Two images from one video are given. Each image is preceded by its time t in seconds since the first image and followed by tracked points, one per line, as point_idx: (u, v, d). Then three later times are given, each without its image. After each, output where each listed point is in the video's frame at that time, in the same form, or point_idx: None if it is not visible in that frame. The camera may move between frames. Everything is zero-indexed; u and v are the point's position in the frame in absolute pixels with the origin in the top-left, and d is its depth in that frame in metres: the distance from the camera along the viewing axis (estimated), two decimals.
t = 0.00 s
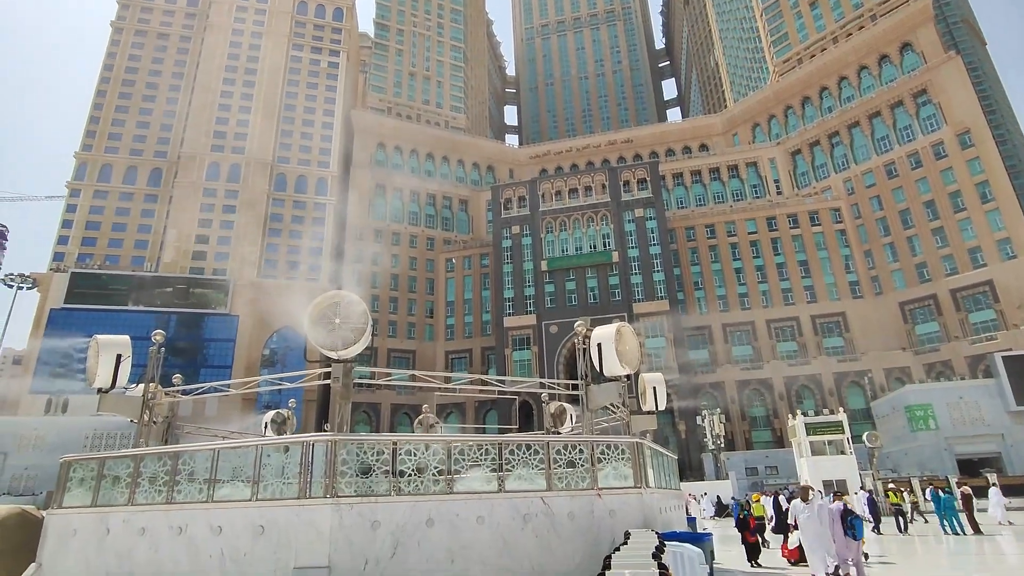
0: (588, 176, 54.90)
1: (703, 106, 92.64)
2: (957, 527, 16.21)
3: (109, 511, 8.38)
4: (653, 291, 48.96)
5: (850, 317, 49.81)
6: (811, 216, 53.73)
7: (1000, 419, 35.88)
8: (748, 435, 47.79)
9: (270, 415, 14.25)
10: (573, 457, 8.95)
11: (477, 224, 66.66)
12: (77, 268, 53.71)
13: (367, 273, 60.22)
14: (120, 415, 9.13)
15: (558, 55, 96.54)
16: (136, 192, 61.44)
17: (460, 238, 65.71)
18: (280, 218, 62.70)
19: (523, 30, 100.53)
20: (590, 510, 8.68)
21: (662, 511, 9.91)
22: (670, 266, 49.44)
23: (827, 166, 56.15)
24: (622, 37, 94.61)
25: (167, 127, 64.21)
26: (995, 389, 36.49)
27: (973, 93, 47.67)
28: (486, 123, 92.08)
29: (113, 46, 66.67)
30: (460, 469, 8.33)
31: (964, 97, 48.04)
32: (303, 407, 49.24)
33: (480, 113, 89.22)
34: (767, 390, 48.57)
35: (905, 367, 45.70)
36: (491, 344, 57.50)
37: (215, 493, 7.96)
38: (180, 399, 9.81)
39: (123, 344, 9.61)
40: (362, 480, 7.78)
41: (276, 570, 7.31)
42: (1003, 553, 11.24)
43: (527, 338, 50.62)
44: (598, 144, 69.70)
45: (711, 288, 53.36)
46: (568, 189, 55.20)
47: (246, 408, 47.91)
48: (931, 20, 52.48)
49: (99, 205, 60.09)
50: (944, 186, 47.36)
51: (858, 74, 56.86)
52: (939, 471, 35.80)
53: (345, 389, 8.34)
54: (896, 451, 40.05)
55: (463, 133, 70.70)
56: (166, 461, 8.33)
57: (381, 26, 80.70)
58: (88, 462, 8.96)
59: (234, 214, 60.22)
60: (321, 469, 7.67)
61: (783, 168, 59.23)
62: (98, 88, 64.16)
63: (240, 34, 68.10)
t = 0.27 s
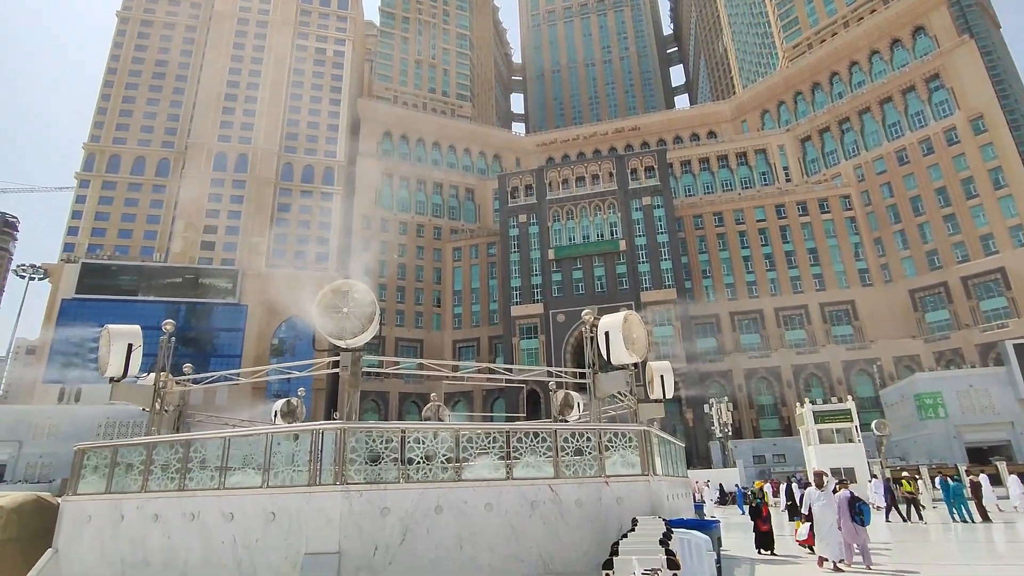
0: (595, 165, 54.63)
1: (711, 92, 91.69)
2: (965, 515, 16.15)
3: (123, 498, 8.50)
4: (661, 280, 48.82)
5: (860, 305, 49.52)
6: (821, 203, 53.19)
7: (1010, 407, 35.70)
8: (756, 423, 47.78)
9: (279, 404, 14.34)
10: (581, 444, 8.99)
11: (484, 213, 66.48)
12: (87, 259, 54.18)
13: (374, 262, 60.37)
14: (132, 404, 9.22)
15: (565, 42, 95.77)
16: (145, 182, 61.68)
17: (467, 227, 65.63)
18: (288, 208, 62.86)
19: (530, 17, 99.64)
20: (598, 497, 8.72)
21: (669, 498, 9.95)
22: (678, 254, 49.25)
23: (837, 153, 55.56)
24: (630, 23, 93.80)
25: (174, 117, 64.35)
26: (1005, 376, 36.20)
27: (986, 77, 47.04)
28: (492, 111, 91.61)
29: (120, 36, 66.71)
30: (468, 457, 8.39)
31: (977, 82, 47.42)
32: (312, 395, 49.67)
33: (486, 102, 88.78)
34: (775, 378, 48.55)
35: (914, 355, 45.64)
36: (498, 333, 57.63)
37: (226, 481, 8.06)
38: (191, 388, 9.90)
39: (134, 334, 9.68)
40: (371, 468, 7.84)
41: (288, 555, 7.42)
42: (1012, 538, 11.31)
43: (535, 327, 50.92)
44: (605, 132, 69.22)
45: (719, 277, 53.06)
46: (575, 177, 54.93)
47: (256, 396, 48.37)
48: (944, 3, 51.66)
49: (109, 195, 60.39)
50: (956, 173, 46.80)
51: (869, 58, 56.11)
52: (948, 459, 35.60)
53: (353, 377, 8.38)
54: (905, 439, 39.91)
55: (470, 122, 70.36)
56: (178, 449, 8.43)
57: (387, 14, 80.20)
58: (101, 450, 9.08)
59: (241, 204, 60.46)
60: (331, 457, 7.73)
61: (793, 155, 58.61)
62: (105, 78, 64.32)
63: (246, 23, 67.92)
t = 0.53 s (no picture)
0: (603, 153, 54.35)
1: (721, 79, 90.70)
2: (976, 503, 16.07)
3: (136, 486, 8.61)
4: (669, 268, 48.62)
5: (870, 294, 49.16)
6: (831, 190, 52.41)
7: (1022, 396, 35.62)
8: (764, 412, 47.70)
9: (289, 393, 14.45)
10: (588, 433, 9.02)
11: (491, 202, 66.35)
12: (98, 250, 54.65)
13: (382, 252, 60.51)
14: (144, 393, 9.32)
15: (572, 29, 95.02)
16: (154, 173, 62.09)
17: (474, 216, 65.48)
18: (295, 199, 63.04)
19: (536, 4, 98.82)
20: (605, 485, 8.78)
21: (678, 486, 9.98)
22: (686, 243, 48.99)
23: (848, 140, 54.90)
24: (637, 10, 92.99)
25: (182, 109, 64.52)
26: (1017, 366, 36.03)
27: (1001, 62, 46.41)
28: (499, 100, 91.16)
29: (127, 27, 66.88)
30: (477, 445, 8.43)
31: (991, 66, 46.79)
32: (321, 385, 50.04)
33: (493, 90, 88.33)
34: (783, 367, 48.40)
35: (924, 344, 45.28)
36: (506, 323, 57.68)
37: (238, 469, 8.15)
38: (203, 378, 9.99)
39: (144, 324, 9.74)
40: (380, 456, 7.89)
41: (299, 542, 7.50)
42: None
43: (542, 316, 50.90)
44: (613, 120, 68.71)
45: (727, 265, 52.71)
46: (582, 166, 54.65)
47: (266, 386, 48.82)
48: None
49: (118, 187, 60.81)
50: (968, 159, 46.28)
51: (881, 44, 55.43)
52: (958, 448, 35.39)
53: (362, 367, 8.43)
54: (915, 429, 39.72)
55: (477, 111, 70.04)
56: (189, 438, 8.52)
57: (393, 2, 79.83)
58: (115, 439, 9.20)
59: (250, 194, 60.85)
60: (341, 446, 7.79)
61: (803, 143, 57.96)
62: (113, 70, 64.63)
63: (252, 13, 67.89)
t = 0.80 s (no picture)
0: (611, 143, 54.03)
1: (730, 67, 89.79)
2: (986, 494, 16.02)
3: (150, 475, 8.73)
4: (677, 258, 48.43)
5: (880, 284, 48.77)
6: (842, 180, 51.77)
7: None
8: (773, 402, 47.61)
9: (300, 382, 14.54)
10: (597, 423, 9.02)
11: (499, 193, 66.28)
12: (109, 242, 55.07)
13: (390, 244, 60.68)
14: (156, 384, 9.41)
15: (580, 18, 94.25)
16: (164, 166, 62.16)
17: (482, 207, 65.42)
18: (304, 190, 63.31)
19: None
20: (613, 475, 8.80)
21: (685, 476, 10.01)
22: (695, 233, 48.78)
23: (859, 128, 54.29)
24: None
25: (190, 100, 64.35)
26: None
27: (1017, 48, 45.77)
28: (507, 90, 90.79)
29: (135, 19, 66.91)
30: (485, 435, 8.46)
31: (1007, 52, 46.17)
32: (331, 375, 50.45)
33: (500, 80, 87.90)
34: (793, 357, 48.25)
35: (936, 334, 44.95)
36: (514, 313, 57.76)
37: (249, 458, 8.22)
38: (214, 369, 10.08)
39: (156, 315, 9.80)
40: (390, 446, 7.95)
41: (310, 530, 7.57)
42: None
43: (551, 307, 51.16)
44: (621, 109, 68.22)
45: (736, 255, 52.38)
46: (590, 156, 54.36)
47: (278, 376, 49.38)
48: None
49: (128, 179, 60.94)
50: (983, 147, 45.69)
51: (894, 30, 54.77)
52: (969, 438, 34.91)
53: (371, 357, 8.45)
54: (926, 419, 39.53)
55: (484, 101, 69.79)
56: (202, 427, 8.62)
57: None
58: (128, 428, 9.32)
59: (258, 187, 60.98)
60: (350, 436, 7.84)
61: (813, 131, 57.28)
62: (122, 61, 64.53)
63: (260, 4, 67.81)
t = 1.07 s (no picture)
0: (622, 133, 53.64)
1: (742, 55, 88.73)
2: (1002, 485, 15.80)
3: (167, 464, 8.87)
4: (689, 248, 48.20)
5: (895, 273, 48.24)
6: (856, 167, 51.16)
7: None
8: (786, 392, 47.44)
9: (312, 372, 14.65)
10: (608, 413, 9.03)
11: (509, 183, 66.14)
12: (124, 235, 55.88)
13: (400, 235, 60.85)
14: (172, 374, 9.52)
15: (590, 6, 93.39)
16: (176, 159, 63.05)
17: (492, 198, 65.30)
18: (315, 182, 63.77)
19: None
20: (625, 464, 8.81)
21: (697, 466, 10.01)
22: (706, 222, 48.53)
23: (874, 115, 53.56)
24: None
25: (201, 95, 65.23)
26: None
27: None
28: (516, 80, 90.34)
29: (146, 13, 67.34)
30: (497, 425, 8.50)
31: None
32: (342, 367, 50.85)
33: (509, 70, 87.46)
34: (805, 347, 47.99)
35: (952, 324, 44.52)
36: (525, 304, 57.78)
37: (263, 448, 8.31)
38: (228, 359, 10.17)
39: (170, 307, 9.90)
40: (402, 436, 7.99)
41: (324, 519, 7.66)
42: None
43: (561, 297, 50.94)
44: (632, 98, 67.66)
45: (748, 245, 51.98)
46: (601, 147, 54.21)
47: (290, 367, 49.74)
48: None
49: (141, 173, 61.91)
50: (1001, 133, 45.00)
51: (910, 15, 53.94)
52: (985, 429, 34.93)
53: (383, 348, 8.49)
54: (941, 409, 39.17)
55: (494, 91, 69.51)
56: (217, 418, 8.73)
57: None
58: (144, 418, 9.47)
59: (269, 179, 61.32)
60: (363, 426, 7.89)
61: (827, 119, 56.48)
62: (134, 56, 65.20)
63: None
